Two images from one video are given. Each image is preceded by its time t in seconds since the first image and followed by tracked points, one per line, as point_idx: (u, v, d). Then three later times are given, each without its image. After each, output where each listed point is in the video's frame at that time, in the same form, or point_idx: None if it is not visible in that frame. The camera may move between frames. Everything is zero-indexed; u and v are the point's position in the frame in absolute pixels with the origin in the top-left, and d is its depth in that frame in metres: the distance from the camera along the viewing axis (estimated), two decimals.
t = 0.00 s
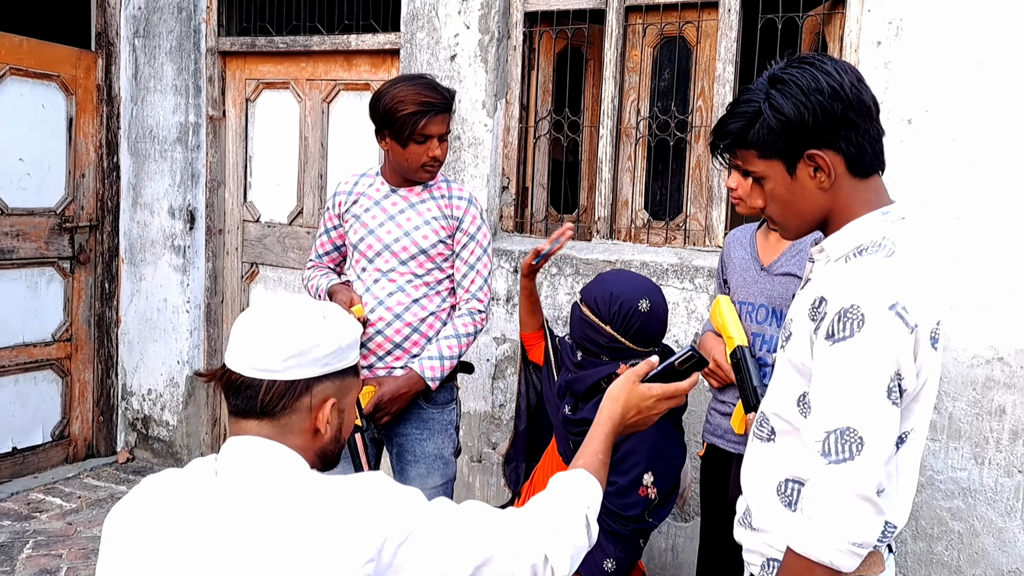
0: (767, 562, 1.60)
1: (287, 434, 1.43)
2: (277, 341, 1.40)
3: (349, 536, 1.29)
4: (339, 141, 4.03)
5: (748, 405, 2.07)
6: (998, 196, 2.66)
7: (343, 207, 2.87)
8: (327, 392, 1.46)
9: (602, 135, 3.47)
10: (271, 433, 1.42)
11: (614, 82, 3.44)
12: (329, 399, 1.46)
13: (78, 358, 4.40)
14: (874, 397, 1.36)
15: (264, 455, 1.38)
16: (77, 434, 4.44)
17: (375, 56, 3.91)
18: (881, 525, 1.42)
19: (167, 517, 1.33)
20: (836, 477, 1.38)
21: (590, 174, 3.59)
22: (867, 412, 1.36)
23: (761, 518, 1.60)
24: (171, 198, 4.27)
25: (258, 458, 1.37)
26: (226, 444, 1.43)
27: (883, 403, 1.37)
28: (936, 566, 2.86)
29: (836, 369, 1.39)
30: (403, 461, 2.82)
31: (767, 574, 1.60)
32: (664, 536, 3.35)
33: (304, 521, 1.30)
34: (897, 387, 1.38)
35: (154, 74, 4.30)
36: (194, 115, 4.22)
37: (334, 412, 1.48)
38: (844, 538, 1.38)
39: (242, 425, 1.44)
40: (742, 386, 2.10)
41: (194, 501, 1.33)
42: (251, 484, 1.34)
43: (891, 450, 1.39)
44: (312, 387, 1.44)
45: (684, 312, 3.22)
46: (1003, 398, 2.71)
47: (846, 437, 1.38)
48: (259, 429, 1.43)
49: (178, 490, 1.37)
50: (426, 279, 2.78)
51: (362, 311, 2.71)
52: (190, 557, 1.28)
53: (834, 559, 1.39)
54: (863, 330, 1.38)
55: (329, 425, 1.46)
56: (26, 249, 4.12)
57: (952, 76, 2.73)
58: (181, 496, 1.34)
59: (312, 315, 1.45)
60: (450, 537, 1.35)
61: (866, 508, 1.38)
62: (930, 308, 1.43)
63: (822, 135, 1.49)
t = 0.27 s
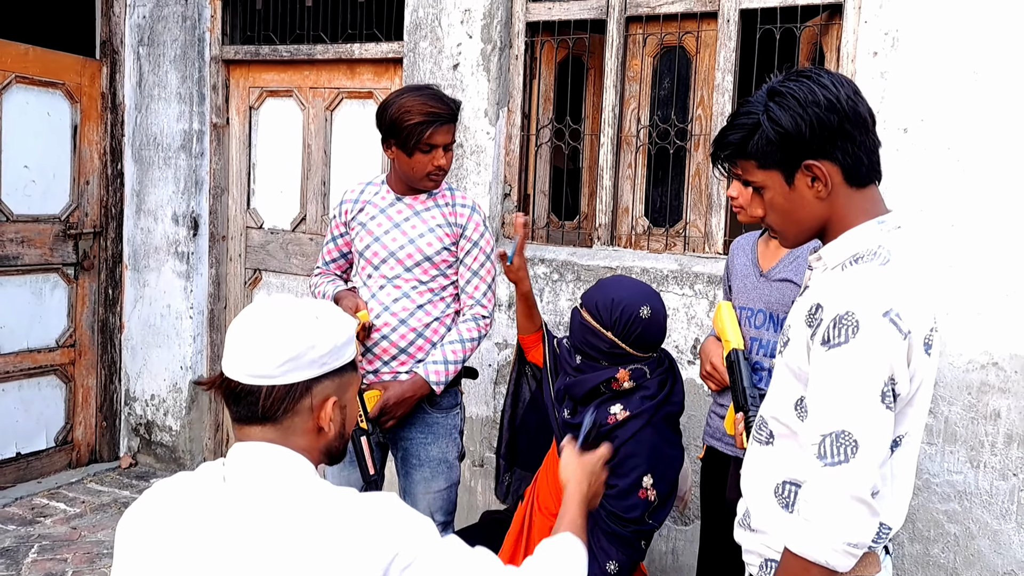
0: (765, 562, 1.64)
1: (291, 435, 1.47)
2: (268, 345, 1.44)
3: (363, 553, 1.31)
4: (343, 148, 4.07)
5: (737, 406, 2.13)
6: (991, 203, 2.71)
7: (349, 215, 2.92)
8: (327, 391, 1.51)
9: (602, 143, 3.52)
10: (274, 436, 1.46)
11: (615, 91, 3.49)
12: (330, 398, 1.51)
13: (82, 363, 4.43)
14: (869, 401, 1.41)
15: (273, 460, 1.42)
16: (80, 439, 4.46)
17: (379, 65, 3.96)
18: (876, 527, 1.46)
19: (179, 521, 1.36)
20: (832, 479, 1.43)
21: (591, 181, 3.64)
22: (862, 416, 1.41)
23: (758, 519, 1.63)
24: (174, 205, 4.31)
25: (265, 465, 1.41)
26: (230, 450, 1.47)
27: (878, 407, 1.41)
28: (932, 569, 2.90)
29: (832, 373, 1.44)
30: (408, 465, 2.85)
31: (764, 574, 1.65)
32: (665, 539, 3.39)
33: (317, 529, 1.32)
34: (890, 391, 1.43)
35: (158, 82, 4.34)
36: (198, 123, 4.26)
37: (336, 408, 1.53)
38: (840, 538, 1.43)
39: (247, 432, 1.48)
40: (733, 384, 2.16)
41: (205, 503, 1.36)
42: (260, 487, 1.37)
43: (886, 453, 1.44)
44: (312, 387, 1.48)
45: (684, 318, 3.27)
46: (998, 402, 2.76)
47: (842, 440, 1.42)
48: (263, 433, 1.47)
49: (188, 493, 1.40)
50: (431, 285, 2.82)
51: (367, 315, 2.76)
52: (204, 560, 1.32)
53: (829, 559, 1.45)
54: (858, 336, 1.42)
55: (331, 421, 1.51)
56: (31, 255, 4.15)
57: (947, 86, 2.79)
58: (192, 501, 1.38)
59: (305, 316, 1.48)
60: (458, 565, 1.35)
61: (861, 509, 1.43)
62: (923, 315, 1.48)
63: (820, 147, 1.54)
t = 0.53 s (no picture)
0: (762, 560, 1.69)
1: (311, 441, 1.51)
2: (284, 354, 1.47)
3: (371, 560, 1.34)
4: (344, 155, 4.12)
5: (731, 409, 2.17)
6: (983, 211, 2.78)
7: (354, 223, 2.96)
8: (343, 397, 1.56)
9: (602, 151, 3.58)
10: (296, 444, 1.50)
11: (614, 100, 3.54)
12: (346, 403, 1.57)
13: (84, 369, 4.47)
14: (855, 405, 1.47)
15: (289, 464, 1.45)
16: (82, 444, 4.49)
17: (380, 73, 4.02)
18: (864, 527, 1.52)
19: (199, 521, 1.39)
20: (820, 480, 1.49)
21: (590, 188, 3.69)
22: (848, 420, 1.47)
23: (757, 519, 1.69)
24: (177, 211, 4.34)
25: (285, 471, 1.44)
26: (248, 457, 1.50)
27: (862, 410, 1.47)
28: (926, 569, 2.96)
29: (818, 378, 1.50)
30: (413, 468, 2.90)
31: (761, 572, 1.70)
32: (664, 541, 3.45)
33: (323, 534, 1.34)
34: (876, 396, 1.48)
35: (161, 90, 4.38)
36: (201, 130, 4.30)
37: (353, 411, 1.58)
38: (827, 538, 1.49)
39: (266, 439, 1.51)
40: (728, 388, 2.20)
41: (222, 500, 1.39)
42: (273, 486, 1.40)
43: (873, 456, 1.49)
44: (330, 395, 1.54)
45: (682, 323, 3.32)
46: (990, 405, 2.83)
47: (828, 442, 1.48)
48: (283, 442, 1.50)
49: (208, 491, 1.43)
50: (435, 290, 2.87)
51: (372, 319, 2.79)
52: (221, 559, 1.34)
53: (817, 558, 1.50)
54: (843, 342, 1.48)
55: (349, 425, 1.57)
56: (35, 262, 4.18)
57: (939, 96, 2.85)
58: (211, 500, 1.40)
59: (316, 323, 1.53)
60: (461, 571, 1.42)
61: (848, 510, 1.49)
62: (911, 321, 1.52)
63: (811, 160, 1.60)
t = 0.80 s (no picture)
0: (755, 553, 1.73)
1: (341, 443, 1.57)
2: (318, 367, 1.51)
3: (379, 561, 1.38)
4: (346, 161, 4.18)
5: (737, 413, 2.23)
6: (974, 216, 2.86)
7: (358, 229, 3.01)
8: (371, 399, 1.63)
9: (601, 157, 3.64)
10: (328, 446, 1.55)
11: (613, 107, 3.61)
12: (373, 404, 1.63)
13: (86, 372, 4.50)
14: (840, 405, 1.52)
15: (317, 466, 1.50)
16: (84, 447, 4.53)
17: (381, 80, 4.07)
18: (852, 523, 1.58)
19: (230, 519, 1.41)
20: (807, 478, 1.55)
21: (589, 193, 3.76)
22: (834, 420, 1.52)
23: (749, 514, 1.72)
24: (179, 216, 4.38)
25: (314, 472, 1.48)
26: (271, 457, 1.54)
27: (848, 411, 1.52)
28: (920, 567, 3.03)
29: (805, 379, 1.56)
30: (419, 467, 2.95)
31: (753, 565, 1.73)
32: (662, 541, 3.50)
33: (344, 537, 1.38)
34: (862, 397, 1.53)
35: (163, 96, 4.42)
36: (203, 136, 4.34)
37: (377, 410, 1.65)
38: (814, 534, 1.55)
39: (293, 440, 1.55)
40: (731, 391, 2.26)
41: (252, 497, 1.43)
42: (299, 486, 1.45)
43: (859, 454, 1.55)
44: (360, 399, 1.60)
45: (680, 326, 3.39)
46: (981, 406, 2.90)
47: (815, 441, 1.54)
48: (315, 445, 1.55)
49: (225, 490, 1.47)
50: (439, 294, 2.92)
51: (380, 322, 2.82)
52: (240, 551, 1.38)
53: (805, 552, 1.57)
54: (829, 346, 1.54)
55: (375, 423, 1.64)
56: (38, 266, 4.22)
57: (931, 105, 2.93)
58: (241, 498, 1.43)
59: (341, 334, 1.57)
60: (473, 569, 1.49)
61: (836, 507, 1.55)
62: (898, 325, 1.56)
63: (804, 170, 1.66)
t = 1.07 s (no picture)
0: (751, 547, 1.79)
1: (348, 439, 1.54)
2: (328, 365, 1.49)
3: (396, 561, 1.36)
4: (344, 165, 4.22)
5: (736, 414, 2.28)
6: (964, 220, 2.92)
7: (361, 233, 3.05)
8: (378, 396, 1.60)
9: (598, 162, 3.70)
10: (337, 443, 1.52)
11: (609, 112, 3.66)
12: (380, 401, 1.60)
13: (84, 375, 4.52)
14: (832, 403, 1.58)
15: (327, 464, 1.47)
16: (82, 450, 4.54)
17: (380, 85, 4.11)
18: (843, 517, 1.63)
19: (243, 520, 1.41)
20: (801, 473, 1.60)
21: (586, 198, 3.82)
22: (826, 417, 1.58)
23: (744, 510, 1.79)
24: (177, 220, 4.41)
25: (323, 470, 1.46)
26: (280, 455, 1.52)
27: (839, 408, 1.58)
28: (912, 563, 3.09)
29: (796, 378, 1.62)
30: (421, 467, 2.99)
31: (750, 558, 1.80)
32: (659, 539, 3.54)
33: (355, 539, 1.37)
34: (853, 395, 1.59)
35: (161, 101, 4.45)
36: (202, 140, 4.37)
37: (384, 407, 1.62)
38: (807, 527, 1.61)
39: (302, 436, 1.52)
40: (729, 393, 2.31)
41: (263, 498, 1.41)
42: (312, 485, 1.43)
43: (850, 450, 1.60)
44: (367, 395, 1.56)
45: (677, 328, 3.43)
46: (970, 406, 2.96)
47: (807, 438, 1.59)
48: (323, 443, 1.51)
49: (242, 491, 1.46)
50: (441, 298, 2.96)
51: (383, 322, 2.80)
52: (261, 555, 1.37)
53: (799, 544, 1.62)
54: (823, 345, 1.59)
55: (384, 420, 1.60)
56: (37, 270, 4.23)
57: (922, 112, 3.00)
58: (252, 497, 1.42)
59: (348, 331, 1.54)
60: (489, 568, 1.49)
61: (828, 501, 1.60)
62: (888, 327, 1.62)
63: (800, 176, 1.72)
